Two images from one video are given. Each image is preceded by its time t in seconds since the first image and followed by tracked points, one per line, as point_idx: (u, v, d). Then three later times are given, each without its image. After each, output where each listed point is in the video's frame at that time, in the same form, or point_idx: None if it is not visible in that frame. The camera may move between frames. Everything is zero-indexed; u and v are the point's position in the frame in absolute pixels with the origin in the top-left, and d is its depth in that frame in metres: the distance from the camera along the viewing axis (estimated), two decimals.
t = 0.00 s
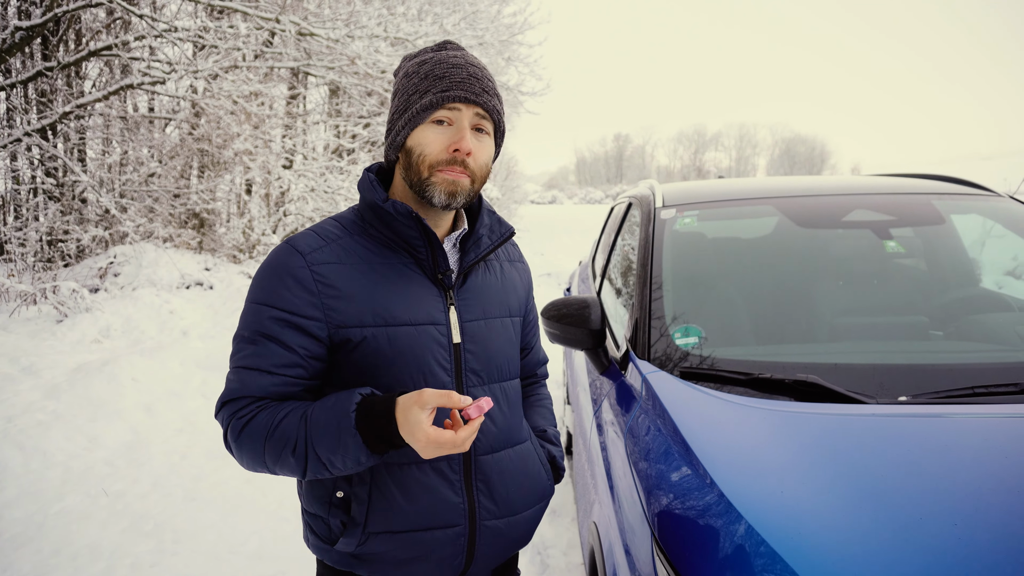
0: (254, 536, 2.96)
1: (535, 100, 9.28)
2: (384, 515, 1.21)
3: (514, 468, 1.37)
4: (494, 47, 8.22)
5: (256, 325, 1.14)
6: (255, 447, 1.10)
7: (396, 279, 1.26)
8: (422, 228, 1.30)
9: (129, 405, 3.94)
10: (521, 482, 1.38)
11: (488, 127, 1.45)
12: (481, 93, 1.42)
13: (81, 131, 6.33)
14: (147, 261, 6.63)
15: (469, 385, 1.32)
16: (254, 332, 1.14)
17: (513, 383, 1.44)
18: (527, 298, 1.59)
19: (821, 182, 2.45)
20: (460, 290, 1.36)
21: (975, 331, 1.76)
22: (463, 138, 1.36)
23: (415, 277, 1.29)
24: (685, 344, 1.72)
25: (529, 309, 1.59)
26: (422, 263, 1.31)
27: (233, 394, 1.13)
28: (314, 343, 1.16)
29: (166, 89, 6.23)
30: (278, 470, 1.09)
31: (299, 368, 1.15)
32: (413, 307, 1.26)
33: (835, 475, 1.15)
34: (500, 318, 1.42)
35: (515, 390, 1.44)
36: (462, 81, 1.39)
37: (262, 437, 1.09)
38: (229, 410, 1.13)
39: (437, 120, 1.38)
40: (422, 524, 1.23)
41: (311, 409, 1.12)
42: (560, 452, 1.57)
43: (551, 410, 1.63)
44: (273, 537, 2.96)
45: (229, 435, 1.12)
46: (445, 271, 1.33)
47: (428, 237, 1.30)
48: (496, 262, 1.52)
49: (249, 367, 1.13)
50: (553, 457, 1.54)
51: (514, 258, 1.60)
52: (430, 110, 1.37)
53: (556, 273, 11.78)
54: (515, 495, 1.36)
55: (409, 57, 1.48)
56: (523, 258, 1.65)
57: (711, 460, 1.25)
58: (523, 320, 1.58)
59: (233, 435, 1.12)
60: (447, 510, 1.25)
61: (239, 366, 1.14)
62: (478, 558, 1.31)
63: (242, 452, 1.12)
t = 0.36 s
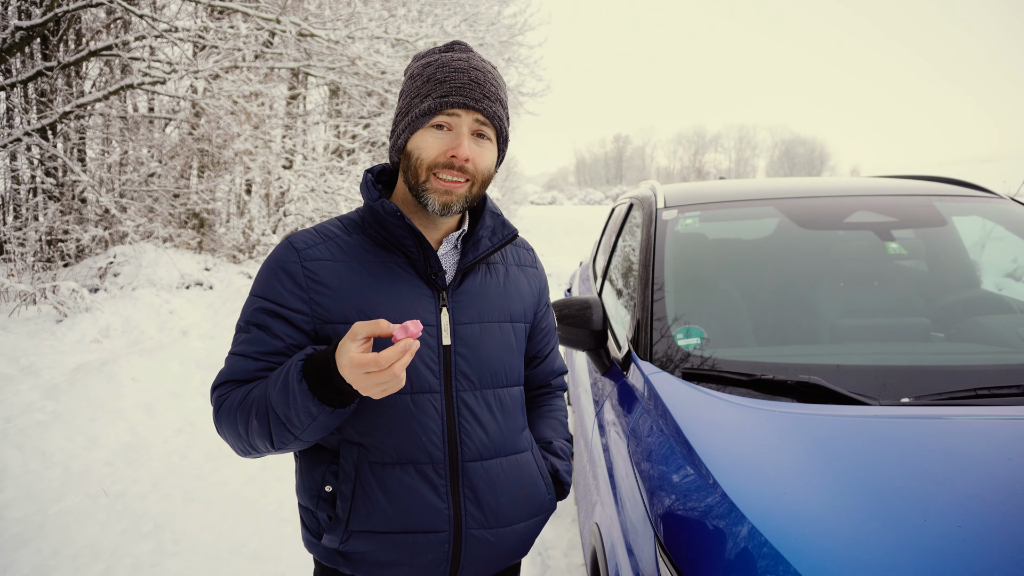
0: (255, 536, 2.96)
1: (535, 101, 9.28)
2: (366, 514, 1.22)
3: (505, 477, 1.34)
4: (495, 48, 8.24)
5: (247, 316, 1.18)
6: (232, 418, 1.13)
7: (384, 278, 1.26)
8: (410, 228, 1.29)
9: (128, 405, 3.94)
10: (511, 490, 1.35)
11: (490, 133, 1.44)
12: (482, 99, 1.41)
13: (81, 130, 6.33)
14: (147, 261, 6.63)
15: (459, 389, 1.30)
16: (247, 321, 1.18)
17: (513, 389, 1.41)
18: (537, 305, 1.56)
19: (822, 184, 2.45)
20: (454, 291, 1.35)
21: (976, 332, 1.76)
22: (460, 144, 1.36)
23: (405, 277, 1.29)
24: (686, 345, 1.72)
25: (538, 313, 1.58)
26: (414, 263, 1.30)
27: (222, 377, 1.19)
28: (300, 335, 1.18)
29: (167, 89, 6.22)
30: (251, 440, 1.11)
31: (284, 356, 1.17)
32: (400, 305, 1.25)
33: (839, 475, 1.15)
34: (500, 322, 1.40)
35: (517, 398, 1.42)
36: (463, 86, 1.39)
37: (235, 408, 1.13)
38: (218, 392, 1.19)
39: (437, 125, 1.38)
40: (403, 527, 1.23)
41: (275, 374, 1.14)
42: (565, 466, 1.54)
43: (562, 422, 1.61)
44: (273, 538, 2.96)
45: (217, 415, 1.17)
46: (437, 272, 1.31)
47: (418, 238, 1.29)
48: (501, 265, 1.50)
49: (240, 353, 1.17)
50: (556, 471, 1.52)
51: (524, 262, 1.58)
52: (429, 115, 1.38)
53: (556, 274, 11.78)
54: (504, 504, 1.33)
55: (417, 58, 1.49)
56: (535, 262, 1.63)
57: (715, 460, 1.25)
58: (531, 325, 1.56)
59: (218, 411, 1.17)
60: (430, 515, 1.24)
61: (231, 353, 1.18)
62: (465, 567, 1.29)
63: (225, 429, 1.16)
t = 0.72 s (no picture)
0: (257, 536, 2.96)
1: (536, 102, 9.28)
2: (370, 515, 1.22)
3: (511, 478, 1.34)
4: (496, 48, 8.25)
5: (254, 316, 1.18)
6: (246, 428, 1.13)
7: (390, 278, 1.26)
8: (415, 228, 1.29)
9: (131, 405, 3.94)
10: (516, 492, 1.35)
11: (510, 138, 1.44)
12: (505, 107, 1.40)
13: (83, 130, 6.33)
14: (149, 261, 6.63)
15: (464, 390, 1.30)
16: (255, 323, 1.18)
17: (517, 391, 1.41)
18: (543, 306, 1.56)
19: (825, 184, 2.44)
20: (460, 292, 1.35)
21: (980, 332, 1.76)
22: (486, 152, 1.36)
23: (411, 278, 1.29)
24: (690, 345, 1.71)
25: (543, 315, 1.58)
26: (420, 264, 1.30)
27: (230, 380, 1.18)
28: (310, 335, 1.19)
29: (169, 88, 6.23)
30: (267, 450, 1.12)
31: (293, 358, 1.18)
32: (405, 306, 1.25)
33: (844, 475, 1.15)
34: (505, 323, 1.40)
35: (521, 400, 1.41)
36: (487, 93, 1.37)
37: (250, 417, 1.12)
38: (226, 395, 1.18)
39: (460, 133, 1.36)
40: (407, 528, 1.23)
41: (293, 387, 1.14)
42: (570, 469, 1.54)
43: (568, 424, 1.61)
44: (276, 537, 2.96)
45: (226, 421, 1.16)
46: (442, 272, 1.31)
47: (423, 237, 1.29)
48: (507, 266, 1.50)
49: (248, 355, 1.17)
50: (561, 474, 1.52)
51: (531, 264, 1.58)
52: (453, 122, 1.35)
53: (558, 274, 11.77)
54: (509, 506, 1.33)
55: (429, 57, 1.44)
56: (541, 264, 1.63)
57: (718, 460, 1.25)
58: (536, 327, 1.56)
59: (227, 417, 1.16)
60: (435, 516, 1.24)
61: (239, 355, 1.18)
62: (469, 569, 1.28)
63: (237, 435, 1.15)
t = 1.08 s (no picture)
0: (257, 535, 2.96)
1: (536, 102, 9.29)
2: (380, 522, 1.22)
3: (519, 484, 1.35)
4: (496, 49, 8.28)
5: (261, 323, 1.17)
6: (259, 434, 1.12)
7: (400, 285, 1.26)
8: (429, 238, 1.28)
9: (131, 404, 3.94)
10: (524, 498, 1.35)
11: (525, 145, 1.43)
12: (520, 115, 1.38)
13: (83, 129, 6.33)
14: (148, 260, 6.62)
15: (473, 398, 1.30)
16: (263, 330, 1.17)
17: (523, 396, 1.41)
18: (548, 309, 1.57)
19: (826, 185, 2.45)
20: (470, 300, 1.36)
21: (980, 333, 1.76)
22: (504, 162, 1.35)
23: (421, 285, 1.29)
24: (692, 346, 1.71)
25: (548, 317, 1.58)
26: (430, 271, 1.31)
27: (238, 389, 1.17)
28: (321, 342, 1.19)
29: (169, 87, 6.23)
30: (282, 455, 1.11)
31: (304, 363, 1.18)
32: (416, 314, 1.26)
33: (846, 477, 1.15)
34: (513, 329, 1.41)
35: (527, 405, 1.42)
36: (504, 101, 1.35)
37: (262, 423, 1.12)
38: (235, 404, 1.17)
39: (476, 142, 1.34)
40: (418, 535, 1.23)
41: (306, 389, 1.13)
42: (571, 469, 1.54)
43: (567, 424, 1.61)
44: (276, 537, 2.96)
45: (237, 429, 1.15)
46: (454, 281, 1.32)
47: (436, 247, 1.29)
48: (515, 270, 1.50)
49: (257, 362, 1.16)
50: (563, 474, 1.52)
51: (536, 266, 1.58)
52: (470, 132, 1.33)
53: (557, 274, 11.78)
54: (517, 512, 1.33)
55: (441, 59, 1.41)
56: (546, 266, 1.63)
57: (721, 461, 1.25)
58: (542, 329, 1.56)
59: (237, 424, 1.15)
60: (444, 522, 1.25)
61: (246, 361, 1.17)
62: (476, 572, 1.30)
63: (248, 443, 1.14)
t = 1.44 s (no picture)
0: (257, 538, 2.95)
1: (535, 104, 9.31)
2: (379, 527, 1.22)
3: (519, 486, 1.34)
4: (495, 51, 8.30)
5: (256, 326, 1.17)
6: (253, 435, 1.11)
7: (393, 287, 1.26)
8: (421, 240, 1.29)
9: (130, 407, 3.93)
10: (525, 500, 1.35)
11: (511, 148, 1.42)
12: (504, 119, 1.37)
13: (82, 131, 6.32)
14: (147, 262, 6.60)
15: (470, 399, 1.30)
16: (258, 332, 1.17)
17: (521, 397, 1.41)
18: (544, 308, 1.57)
19: (826, 188, 2.45)
20: (465, 300, 1.35)
21: (981, 336, 1.76)
22: (489, 169, 1.35)
23: (415, 286, 1.29)
24: (693, 348, 1.71)
25: (545, 318, 1.58)
26: (424, 272, 1.31)
27: (235, 392, 1.16)
28: (316, 342, 1.19)
29: (168, 90, 6.23)
30: (275, 455, 1.09)
31: (298, 364, 1.17)
32: (410, 315, 1.26)
33: (848, 479, 1.15)
34: (509, 329, 1.40)
35: (525, 406, 1.41)
36: (487, 107, 1.35)
37: (256, 424, 1.10)
38: (230, 408, 1.16)
39: (460, 151, 1.35)
40: (418, 540, 1.23)
41: (298, 386, 1.12)
42: (572, 471, 1.54)
43: (567, 426, 1.61)
44: (275, 540, 2.95)
45: (232, 433, 1.14)
46: (447, 281, 1.32)
47: (428, 248, 1.29)
48: (510, 271, 1.50)
49: (252, 363, 1.15)
50: (564, 477, 1.51)
51: (532, 267, 1.58)
52: (453, 142, 1.33)
53: (557, 276, 11.73)
54: (518, 515, 1.33)
55: (423, 67, 1.40)
56: (541, 266, 1.63)
57: (723, 462, 1.25)
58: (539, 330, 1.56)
59: (233, 428, 1.14)
60: (444, 526, 1.24)
61: (242, 365, 1.16)
62: None
63: (244, 447, 1.13)
